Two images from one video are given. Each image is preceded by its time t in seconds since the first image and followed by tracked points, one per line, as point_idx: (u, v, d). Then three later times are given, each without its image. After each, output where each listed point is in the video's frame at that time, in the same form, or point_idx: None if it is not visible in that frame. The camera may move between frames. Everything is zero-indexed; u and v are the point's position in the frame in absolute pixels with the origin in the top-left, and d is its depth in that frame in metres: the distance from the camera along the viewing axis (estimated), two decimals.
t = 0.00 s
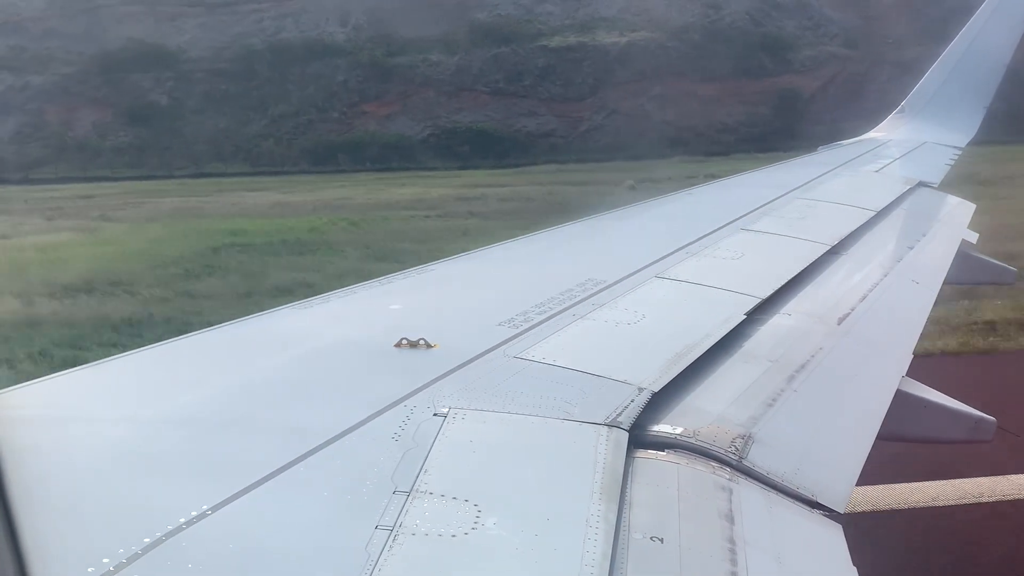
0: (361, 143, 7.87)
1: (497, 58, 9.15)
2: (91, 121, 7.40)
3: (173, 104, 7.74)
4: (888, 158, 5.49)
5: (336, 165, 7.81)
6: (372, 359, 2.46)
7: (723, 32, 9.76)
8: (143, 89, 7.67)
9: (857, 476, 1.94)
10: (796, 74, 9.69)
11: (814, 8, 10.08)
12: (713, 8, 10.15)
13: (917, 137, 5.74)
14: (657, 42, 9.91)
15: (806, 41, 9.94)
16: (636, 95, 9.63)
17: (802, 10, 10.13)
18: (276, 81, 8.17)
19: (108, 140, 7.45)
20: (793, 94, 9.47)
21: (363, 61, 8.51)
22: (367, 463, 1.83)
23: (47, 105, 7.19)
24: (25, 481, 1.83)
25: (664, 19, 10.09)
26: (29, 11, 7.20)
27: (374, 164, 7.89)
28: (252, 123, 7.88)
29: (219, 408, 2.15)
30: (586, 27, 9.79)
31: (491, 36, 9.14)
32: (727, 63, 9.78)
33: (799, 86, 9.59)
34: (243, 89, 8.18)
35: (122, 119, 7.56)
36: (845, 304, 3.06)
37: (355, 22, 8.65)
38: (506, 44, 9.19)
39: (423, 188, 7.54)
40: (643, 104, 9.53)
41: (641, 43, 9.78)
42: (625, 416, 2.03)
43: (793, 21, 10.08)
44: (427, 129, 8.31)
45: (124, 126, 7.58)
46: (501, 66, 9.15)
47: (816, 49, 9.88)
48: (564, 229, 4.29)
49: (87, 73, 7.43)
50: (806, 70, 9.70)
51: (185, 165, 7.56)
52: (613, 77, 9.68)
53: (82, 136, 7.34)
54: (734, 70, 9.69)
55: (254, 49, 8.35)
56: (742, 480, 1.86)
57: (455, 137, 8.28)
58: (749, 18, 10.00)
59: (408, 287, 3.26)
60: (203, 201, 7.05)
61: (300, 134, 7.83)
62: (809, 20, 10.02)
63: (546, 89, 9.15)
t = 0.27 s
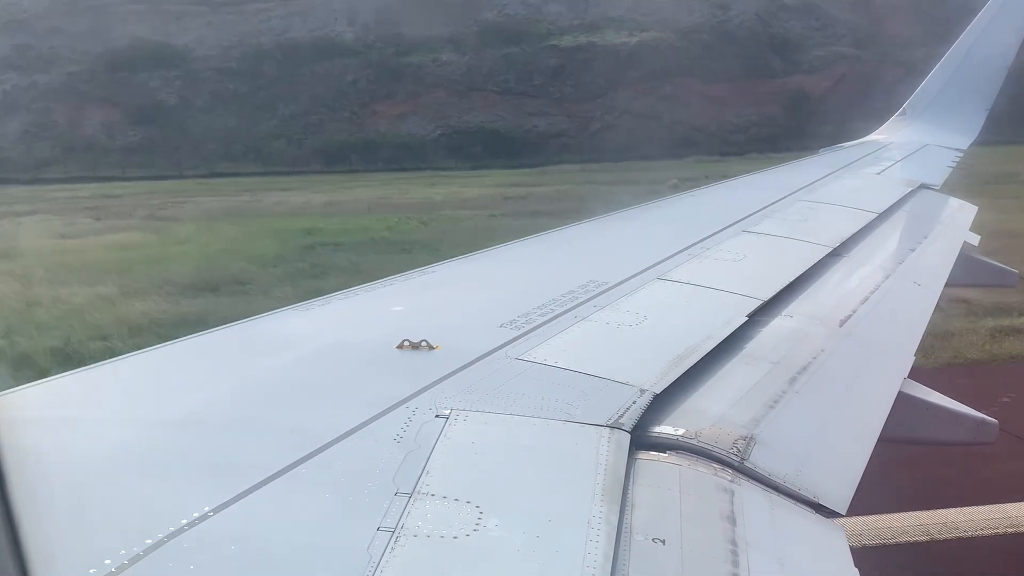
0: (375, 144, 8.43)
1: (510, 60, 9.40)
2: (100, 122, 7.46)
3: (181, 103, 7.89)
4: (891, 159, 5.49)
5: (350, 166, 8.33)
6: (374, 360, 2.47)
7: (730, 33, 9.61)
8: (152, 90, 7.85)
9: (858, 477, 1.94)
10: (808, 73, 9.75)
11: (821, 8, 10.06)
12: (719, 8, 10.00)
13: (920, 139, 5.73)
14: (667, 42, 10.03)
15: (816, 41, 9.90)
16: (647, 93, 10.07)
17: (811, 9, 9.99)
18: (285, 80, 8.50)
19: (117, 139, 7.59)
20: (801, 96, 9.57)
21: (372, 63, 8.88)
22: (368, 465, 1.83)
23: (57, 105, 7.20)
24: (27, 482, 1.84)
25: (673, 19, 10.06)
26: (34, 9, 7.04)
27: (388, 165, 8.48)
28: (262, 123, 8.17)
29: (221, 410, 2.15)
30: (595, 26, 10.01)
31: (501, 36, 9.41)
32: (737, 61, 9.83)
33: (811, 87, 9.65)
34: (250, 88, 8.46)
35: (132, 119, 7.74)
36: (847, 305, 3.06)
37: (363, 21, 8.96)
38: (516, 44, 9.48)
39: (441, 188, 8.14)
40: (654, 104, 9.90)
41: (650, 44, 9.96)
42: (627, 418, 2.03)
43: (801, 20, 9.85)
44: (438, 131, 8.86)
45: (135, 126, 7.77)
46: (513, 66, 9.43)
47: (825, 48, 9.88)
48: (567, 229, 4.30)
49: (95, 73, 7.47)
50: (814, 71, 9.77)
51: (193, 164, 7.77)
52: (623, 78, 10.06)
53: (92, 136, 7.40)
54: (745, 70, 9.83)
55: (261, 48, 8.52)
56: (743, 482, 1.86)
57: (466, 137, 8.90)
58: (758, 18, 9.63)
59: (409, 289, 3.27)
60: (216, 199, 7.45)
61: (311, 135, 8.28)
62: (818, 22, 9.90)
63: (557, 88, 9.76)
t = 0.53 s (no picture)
0: (387, 145, 9.45)
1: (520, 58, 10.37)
2: (107, 121, 9.06)
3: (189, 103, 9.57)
4: (893, 159, 5.49)
5: (363, 166, 9.32)
6: (376, 362, 2.46)
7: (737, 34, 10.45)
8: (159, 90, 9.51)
9: (862, 479, 1.93)
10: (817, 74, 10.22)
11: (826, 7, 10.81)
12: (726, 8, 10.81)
13: (922, 139, 5.72)
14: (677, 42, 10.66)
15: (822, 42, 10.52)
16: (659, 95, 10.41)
17: (818, 10, 10.77)
18: (297, 85, 9.95)
19: (127, 141, 9.13)
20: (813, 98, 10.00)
21: (381, 65, 10.16)
22: (371, 466, 1.83)
23: (62, 105, 8.87)
24: (29, 484, 1.84)
25: (682, 19, 10.86)
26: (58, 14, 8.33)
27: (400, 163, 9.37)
28: (272, 126, 9.49)
29: (223, 411, 2.15)
30: (603, 27, 10.98)
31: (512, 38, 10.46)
32: (747, 64, 10.42)
33: (820, 88, 10.11)
34: (257, 87, 9.92)
35: (136, 120, 9.29)
36: (850, 307, 3.05)
37: (370, 22, 10.35)
38: (526, 44, 10.52)
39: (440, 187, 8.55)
40: (664, 104, 10.28)
41: (660, 44, 10.59)
42: (629, 419, 2.03)
43: (807, 20, 10.65)
44: (449, 130, 9.79)
45: (138, 126, 9.28)
46: (522, 67, 10.36)
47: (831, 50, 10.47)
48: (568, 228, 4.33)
49: (103, 72, 9.22)
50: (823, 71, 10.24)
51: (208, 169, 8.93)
52: (635, 78, 10.48)
53: (100, 136, 8.96)
54: (755, 71, 10.35)
55: (280, 52, 10.08)
56: (746, 483, 1.86)
57: (479, 139, 9.67)
58: (766, 17, 10.59)
59: (411, 290, 3.27)
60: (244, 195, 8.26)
61: (323, 136, 9.47)
62: (824, 23, 10.65)
63: (567, 89, 10.36)
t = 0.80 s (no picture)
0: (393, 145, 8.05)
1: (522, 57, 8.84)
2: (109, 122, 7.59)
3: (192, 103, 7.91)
4: (890, 157, 5.48)
5: (369, 168, 8.04)
6: (372, 360, 2.47)
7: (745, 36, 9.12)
8: (161, 89, 7.82)
9: (858, 476, 1.94)
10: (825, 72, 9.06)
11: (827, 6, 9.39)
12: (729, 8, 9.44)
13: (918, 137, 5.73)
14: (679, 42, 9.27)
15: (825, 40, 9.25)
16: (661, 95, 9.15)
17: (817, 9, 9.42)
18: (298, 81, 8.18)
19: (129, 140, 7.68)
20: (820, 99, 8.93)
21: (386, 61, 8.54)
22: (367, 464, 1.83)
23: (65, 105, 7.33)
24: (26, 482, 1.83)
25: (684, 19, 9.45)
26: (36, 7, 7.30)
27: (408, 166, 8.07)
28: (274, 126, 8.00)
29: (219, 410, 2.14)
30: (607, 27, 9.37)
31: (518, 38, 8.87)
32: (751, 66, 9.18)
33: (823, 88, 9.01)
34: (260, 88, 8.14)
35: (143, 119, 7.75)
36: (846, 305, 3.06)
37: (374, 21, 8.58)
38: (530, 44, 8.93)
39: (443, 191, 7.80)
40: (671, 104, 9.11)
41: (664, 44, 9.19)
42: (625, 417, 2.03)
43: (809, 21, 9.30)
44: (456, 131, 8.35)
45: (145, 126, 7.75)
46: (526, 67, 8.84)
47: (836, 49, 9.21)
48: (567, 229, 4.30)
49: (104, 73, 7.54)
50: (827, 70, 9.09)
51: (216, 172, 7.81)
52: (638, 77, 9.17)
53: (101, 137, 7.55)
54: (758, 72, 9.15)
55: (274, 48, 8.27)
56: (742, 481, 1.86)
57: (486, 137, 8.33)
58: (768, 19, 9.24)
59: (407, 288, 3.26)
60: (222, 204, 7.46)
61: (327, 135, 8.03)
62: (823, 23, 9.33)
63: (571, 88, 8.97)
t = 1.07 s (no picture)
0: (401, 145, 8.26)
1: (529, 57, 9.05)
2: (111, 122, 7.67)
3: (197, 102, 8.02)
4: (886, 161, 5.50)
5: (378, 168, 8.23)
6: (368, 363, 2.46)
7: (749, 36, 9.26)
8: (166, 88, 7.91)
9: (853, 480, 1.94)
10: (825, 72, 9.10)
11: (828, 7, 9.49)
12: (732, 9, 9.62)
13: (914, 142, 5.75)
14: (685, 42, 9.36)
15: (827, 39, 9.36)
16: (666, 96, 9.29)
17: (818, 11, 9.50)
18: (302, 81, 8.39)
19: (132, 140, 7.78)
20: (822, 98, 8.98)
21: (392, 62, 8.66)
22: (364, 467, 1.83)
23: (67, 104, 7.51)
24: (23, 485, 1.83)
25: (690, 19, 9.58)
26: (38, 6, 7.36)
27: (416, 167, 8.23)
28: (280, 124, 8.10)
29: (216, 413, 2.14)
30: (611, 27, 9.56)
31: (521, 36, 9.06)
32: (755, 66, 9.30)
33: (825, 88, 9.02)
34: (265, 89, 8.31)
35: (147, 118, 7.84)
36: (841, 308, 3.06)
37: (378, 20, 8.73)
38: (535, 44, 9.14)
39: (453, 189, 7.86)
40: (676, 105, 9.25)
41: (671, 43, 9.35)
42: (621, 420, 2.04)
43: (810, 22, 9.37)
44: (462, 131, 8.52)
45: (148, 126, 7.86)
46: (533, 66, 9.03)
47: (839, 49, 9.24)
48: (565, 231, 4.31)
49: (106, 70, 7.66)
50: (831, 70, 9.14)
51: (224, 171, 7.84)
52: (643, 77, 9.29)
53: (104, 136, 7.64)
54: (761, 72, 9.24)
55: (279, 48, 8.44)
56: (739, 485, 1.86)
57: (493, 139, 8.47)
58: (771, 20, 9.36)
59: (403, 292, 3.26)
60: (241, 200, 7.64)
61: (335, 134, 8.21)
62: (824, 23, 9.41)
63: (579, 88, 9.14)
